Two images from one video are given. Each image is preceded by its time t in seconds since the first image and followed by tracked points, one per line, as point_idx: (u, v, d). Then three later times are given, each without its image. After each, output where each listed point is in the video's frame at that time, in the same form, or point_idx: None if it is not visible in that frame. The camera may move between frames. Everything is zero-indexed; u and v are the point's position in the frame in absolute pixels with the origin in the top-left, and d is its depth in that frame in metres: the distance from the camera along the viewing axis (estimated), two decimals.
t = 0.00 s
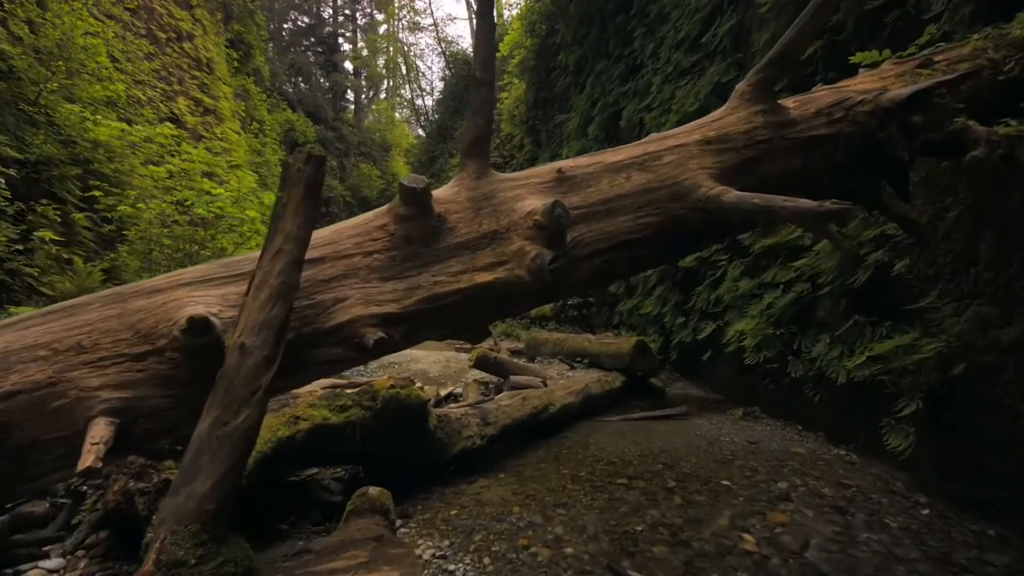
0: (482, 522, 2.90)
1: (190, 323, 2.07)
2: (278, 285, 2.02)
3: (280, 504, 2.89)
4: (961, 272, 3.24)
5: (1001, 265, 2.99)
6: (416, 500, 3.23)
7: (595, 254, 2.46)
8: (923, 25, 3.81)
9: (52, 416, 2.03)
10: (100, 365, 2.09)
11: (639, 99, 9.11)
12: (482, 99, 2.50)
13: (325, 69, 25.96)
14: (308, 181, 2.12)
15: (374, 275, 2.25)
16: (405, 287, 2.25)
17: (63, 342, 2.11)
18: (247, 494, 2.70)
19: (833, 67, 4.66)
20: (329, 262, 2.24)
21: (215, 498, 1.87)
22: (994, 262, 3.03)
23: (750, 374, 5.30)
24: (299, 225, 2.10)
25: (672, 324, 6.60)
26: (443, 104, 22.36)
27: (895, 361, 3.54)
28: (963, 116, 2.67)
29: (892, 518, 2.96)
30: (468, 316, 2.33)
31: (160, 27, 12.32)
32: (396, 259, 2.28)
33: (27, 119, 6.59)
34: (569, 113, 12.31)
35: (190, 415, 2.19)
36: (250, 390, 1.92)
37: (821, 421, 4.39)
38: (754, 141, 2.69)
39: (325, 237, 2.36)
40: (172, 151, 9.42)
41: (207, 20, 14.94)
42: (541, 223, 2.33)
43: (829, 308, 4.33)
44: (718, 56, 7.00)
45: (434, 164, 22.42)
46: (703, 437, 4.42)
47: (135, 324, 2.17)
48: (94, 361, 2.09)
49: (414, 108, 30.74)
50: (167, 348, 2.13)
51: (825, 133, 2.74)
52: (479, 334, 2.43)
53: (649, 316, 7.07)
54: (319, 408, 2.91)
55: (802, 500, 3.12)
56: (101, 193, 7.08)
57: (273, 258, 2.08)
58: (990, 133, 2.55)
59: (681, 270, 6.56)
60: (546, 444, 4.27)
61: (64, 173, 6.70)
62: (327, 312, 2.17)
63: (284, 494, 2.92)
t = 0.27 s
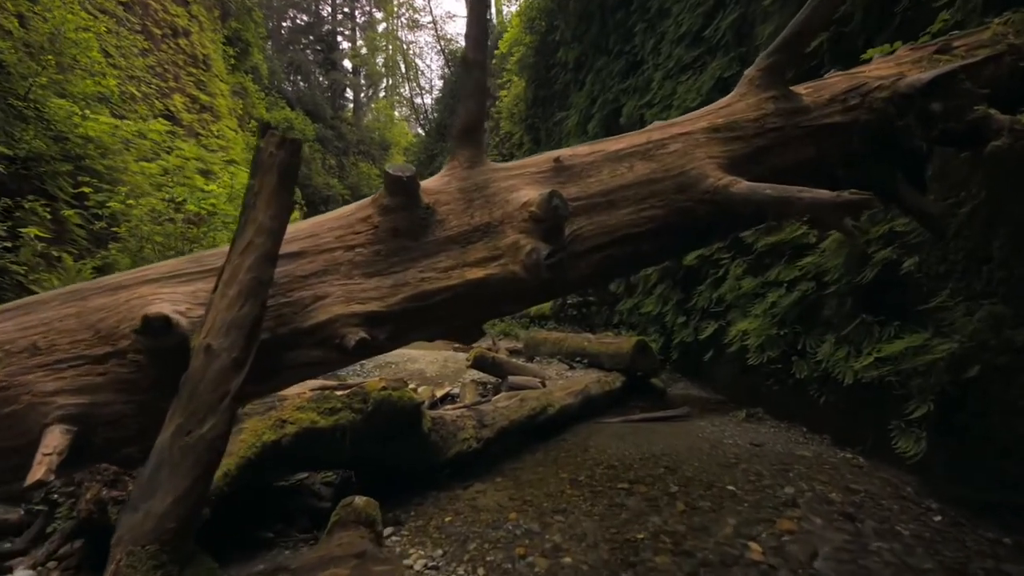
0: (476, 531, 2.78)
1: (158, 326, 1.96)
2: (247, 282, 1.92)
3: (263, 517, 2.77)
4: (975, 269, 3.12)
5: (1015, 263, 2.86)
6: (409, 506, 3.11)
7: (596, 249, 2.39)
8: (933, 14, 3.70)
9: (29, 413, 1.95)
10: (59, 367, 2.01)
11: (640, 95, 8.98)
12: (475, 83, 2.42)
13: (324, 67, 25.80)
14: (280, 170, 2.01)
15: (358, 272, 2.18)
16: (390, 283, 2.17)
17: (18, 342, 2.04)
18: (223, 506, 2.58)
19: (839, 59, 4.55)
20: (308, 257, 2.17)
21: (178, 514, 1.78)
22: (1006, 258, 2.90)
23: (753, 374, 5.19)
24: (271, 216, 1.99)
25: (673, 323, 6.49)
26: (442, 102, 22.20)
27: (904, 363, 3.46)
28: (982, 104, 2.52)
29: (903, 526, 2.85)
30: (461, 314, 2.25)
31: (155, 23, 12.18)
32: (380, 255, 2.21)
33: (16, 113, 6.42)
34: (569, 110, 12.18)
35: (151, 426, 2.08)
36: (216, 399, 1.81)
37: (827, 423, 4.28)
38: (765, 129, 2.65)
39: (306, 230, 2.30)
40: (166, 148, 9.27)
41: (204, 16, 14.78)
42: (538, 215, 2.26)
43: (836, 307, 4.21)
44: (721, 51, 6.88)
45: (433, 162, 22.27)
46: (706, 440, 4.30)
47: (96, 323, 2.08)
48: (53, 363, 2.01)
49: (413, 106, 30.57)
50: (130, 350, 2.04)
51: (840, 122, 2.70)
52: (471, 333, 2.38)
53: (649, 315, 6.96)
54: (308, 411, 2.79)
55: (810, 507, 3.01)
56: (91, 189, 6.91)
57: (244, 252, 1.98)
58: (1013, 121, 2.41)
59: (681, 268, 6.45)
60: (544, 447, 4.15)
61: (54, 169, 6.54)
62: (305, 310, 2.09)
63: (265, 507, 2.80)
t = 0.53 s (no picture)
0: (472, 539, 2.68)
1: (122, 327, 1.85)
2: (214, 278, 1.83)
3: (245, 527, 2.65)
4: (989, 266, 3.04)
5: None
6: (403, 512, 3.01)
7: (598, 243, 2.31)
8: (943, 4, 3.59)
9: (2, 419, 1.85)
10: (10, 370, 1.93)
11: (640, 92, 8.87)
12: (469, 65, 2.33)
13: (322, 66, 25.65)
14: (251, 159, 1.94)
15: (340, 268, 2.11)
16: (375, 280, 2.11)
17: None
18: (207, 518, 2.43)
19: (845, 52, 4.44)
20: (286, 252, 2.10)
21: (129, 537, 1.60)
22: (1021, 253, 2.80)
23: (755, 375, 5.09)
24: (242, 207, 1.92)
25: (674, 322, 6.38)
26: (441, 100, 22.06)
27: (914, 364, 3.36)
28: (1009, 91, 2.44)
29: (916, 534, 2.75)
30: (454, 313, 2.15)
31: (151, 19, 12.03)
32: (363, 251, 2.14)
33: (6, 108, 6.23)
34: (568, 108, 12.06)
35: (111, 435, 2.04)
36: (178, 407, 1.69)
37: (832, 425, 4.17)
38: (776, 115, 2.57)
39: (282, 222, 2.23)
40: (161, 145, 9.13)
41: (201, 14, 14.59)
42: (534, 207, 2.17)
43: (842, 306, 4.11)
44: (723, 45, 6.76)
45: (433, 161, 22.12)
46: (709, 442, 4.20)
47: (52, 322, 2.02)
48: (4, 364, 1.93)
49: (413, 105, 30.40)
50: (86, 351, 1.98)
51: (857, 110, 2.63)
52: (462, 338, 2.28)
53: (649, 314, 6.86)
54: (296, 414, 2.68)
55: (818, 514, 2.91)
56: (83, 186, 6.73)
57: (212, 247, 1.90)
58: None
59: (682, 267, 6.35)
60: (544, 450, 4.04)
61: (45, 165, 6.36)
62: (281, 309, 2.01)
63: (246, 516, 2.68)
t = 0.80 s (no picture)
0: (467, 547, 2.58)
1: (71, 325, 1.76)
2: (177, 271, 1.67)
3: (229, 534, 2.55)
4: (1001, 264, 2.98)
5: None
6: (396, 518, 2.90)
7: (601, 235, 2.24)
8: None
9: None
10: None
11: (641, 89, 8.77)
12: (462, 45, 2.30)
13: (321, 65, 25.55)
14: (219, 137, 1.76)
15: (321, 261, 2.01)
16: (359, 274, 2.01)
17: None
18: (186, 527, 2.33)
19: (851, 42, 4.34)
20: (262, 244, 1.99)
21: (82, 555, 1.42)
22: None
23: (758, 375, 4.98)
24: (208, 191, 1.75)
25: (675, 322, 6.26)
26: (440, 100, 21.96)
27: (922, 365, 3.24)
28: None
29: (928, 542, 2.65)
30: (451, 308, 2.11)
31: (147, 15, 11.91)
32: (346, 243, 2.05)
33: None
34: (568, 106, 11.96)
35: (66, 442, 1.92)
36: (135, 412, 1.53)
37: (840, 426, 4.06)
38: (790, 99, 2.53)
39: (258, 211, 2.13)
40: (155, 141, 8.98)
41: (199, 11, 14.45)
42: (531, 195, 2.11)
43: (849, 305, 4.00)
44: (725, 41, 6.67)
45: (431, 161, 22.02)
46: (712, 445, 4.09)
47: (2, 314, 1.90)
48: None
49: (412, 105, 30.28)
50: (41, 351, 1.87)
51: (875, 94, 2.55)
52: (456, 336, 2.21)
53: (649, 313, 6.74)
54: (283, 417, 2.57)
55: (826, 520, 2.81)
56: (74, 182, 6.56)
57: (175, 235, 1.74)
58: None
59: (683, 266, 6.23)
60: (542, 451, 3.94)
61: (36, 161, 6.21)
62: (255, 306, 1.90)
63: (230, 522, 2.58)
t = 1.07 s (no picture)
0: (462, 555, 2.48)
1: (7, 323, 1.67)
2: (130, 263, 1.65)
3: (213, 542, 2.46)
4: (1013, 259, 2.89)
5: None
6: (388, 524, 2.80)
7: (605, 228, 2.20)
8: None
9: None
10: None
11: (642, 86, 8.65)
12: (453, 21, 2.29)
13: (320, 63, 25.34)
14: (179, 116, 1.73)
15: (299, 253, 2.00)
16: (342, 267, 1.99)
17: None
18: (167, 540, 2.22)
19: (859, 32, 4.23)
20: (234, 235, 1.97)
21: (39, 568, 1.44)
22: None
23: (761, 376, 4.88)
24: (167, 176, 1.73)
25: (676, 321, 6.16)
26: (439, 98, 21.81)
27: (933, 365, 3.14)
28: None
29: (942, 550, 2.56)
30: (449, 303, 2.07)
31: (142, 11, 11.71)
32: (327, 235, 2.03)
33: None
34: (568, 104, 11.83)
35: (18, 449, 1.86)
36: (85, 421, 1.51)
37: (846, 428, 3.97)
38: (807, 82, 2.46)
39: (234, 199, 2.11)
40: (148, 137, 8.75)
41: (196, 6, 14.18)
42: (530, 182, 2.02)
43: (856, 304, 3.90)
44: (728, 35, 6.55)
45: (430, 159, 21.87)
46: (715, 447, 3.98)
47: None
48: None
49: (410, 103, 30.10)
50: None
51: (897, 78, 2.47)
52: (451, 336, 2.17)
53: (649, 312, 6.63)
54: (270, 419, 2.46)
55: (835, 526, 2.71)
56: (66, 179, 6.18)
57: (132, 222, 1.72)
58: None
59: (684, 264, 6.11)
60: (541, 454, 3.83)
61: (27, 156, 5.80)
62: (224, 303, 1.89)
63: (211, 529, 2.49)
